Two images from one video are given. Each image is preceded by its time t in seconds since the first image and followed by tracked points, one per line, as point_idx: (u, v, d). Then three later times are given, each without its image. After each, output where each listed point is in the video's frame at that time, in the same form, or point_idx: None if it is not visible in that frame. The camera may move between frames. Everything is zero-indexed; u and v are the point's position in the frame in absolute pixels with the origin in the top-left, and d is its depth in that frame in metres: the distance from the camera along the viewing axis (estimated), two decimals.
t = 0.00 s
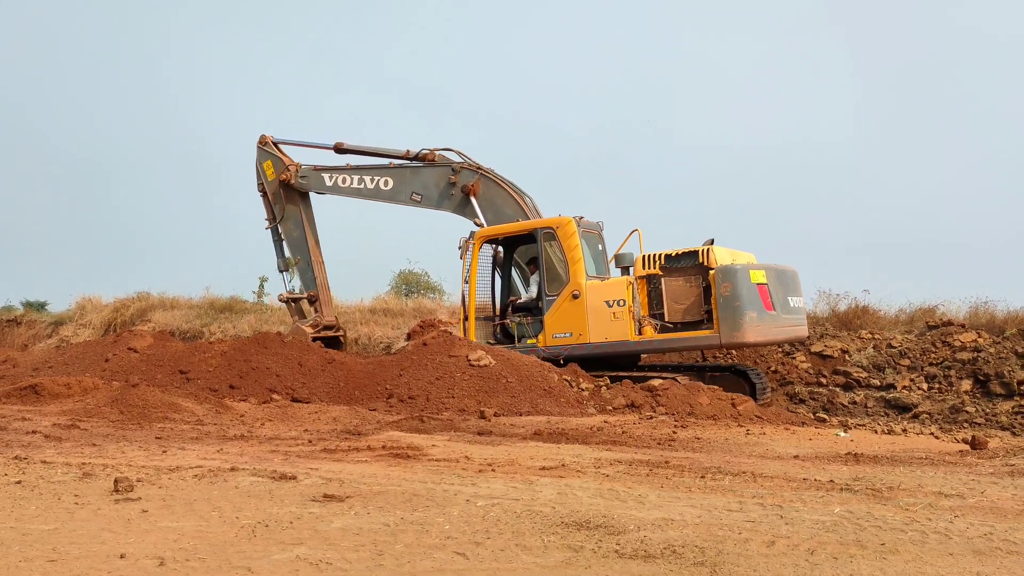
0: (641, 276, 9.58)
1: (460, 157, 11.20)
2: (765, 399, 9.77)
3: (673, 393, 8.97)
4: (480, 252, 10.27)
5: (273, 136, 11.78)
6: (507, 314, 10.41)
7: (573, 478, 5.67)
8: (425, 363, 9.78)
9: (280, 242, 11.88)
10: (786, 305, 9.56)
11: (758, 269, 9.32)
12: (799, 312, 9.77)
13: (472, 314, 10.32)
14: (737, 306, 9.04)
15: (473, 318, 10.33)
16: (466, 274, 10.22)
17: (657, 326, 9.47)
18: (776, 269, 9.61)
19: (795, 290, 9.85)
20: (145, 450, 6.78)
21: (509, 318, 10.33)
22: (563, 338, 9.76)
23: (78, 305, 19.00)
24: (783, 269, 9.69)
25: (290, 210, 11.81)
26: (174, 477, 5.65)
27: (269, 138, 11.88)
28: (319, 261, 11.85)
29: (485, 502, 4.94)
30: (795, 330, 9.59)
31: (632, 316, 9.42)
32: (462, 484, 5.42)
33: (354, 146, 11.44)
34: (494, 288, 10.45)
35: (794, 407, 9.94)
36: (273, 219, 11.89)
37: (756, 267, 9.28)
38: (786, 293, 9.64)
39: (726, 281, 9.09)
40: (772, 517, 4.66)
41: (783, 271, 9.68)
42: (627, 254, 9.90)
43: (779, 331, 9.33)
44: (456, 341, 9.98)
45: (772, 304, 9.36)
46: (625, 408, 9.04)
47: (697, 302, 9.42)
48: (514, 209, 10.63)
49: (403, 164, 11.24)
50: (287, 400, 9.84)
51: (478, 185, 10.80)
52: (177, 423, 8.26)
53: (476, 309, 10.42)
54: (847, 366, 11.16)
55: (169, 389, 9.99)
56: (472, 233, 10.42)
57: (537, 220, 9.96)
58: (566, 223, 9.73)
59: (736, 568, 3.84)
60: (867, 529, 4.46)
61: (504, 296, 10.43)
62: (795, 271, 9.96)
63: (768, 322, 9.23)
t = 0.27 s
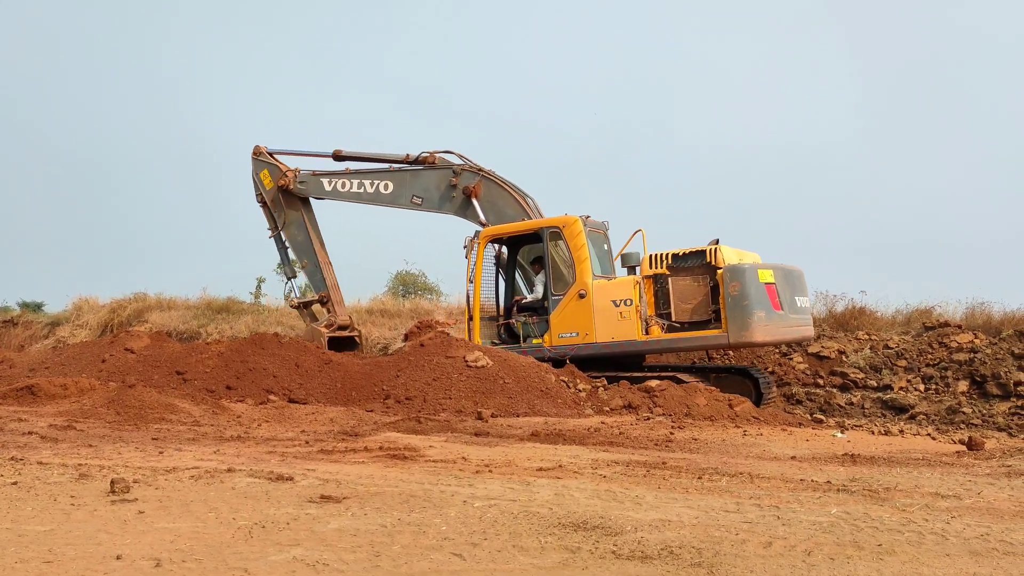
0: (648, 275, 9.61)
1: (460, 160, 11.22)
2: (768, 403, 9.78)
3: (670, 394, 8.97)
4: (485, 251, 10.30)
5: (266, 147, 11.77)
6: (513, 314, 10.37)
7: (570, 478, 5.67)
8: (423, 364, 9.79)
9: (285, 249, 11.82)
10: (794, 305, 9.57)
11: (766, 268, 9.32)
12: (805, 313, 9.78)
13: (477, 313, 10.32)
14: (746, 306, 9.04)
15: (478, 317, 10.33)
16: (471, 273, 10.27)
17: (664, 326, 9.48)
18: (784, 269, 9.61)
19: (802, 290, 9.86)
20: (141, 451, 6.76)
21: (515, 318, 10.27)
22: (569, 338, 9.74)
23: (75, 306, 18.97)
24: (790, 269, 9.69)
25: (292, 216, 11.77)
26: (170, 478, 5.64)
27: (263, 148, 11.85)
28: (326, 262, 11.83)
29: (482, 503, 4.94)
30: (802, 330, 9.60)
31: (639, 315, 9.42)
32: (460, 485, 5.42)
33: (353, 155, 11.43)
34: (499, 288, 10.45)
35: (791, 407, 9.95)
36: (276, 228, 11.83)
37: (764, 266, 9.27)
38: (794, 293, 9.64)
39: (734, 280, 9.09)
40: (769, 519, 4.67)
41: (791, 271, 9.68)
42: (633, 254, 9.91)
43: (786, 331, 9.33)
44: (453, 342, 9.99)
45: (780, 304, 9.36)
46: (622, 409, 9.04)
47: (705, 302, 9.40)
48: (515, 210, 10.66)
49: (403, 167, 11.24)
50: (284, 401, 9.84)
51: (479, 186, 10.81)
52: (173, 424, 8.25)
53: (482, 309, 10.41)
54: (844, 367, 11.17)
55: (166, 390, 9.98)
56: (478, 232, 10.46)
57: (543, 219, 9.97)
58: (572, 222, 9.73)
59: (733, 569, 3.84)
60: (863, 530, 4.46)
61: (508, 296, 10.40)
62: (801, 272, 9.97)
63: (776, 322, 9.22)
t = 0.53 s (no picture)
0: (655, 276, 9.63)
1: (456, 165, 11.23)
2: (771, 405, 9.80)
3: (667, 396, 8.97)
4: (490, 251, 10.30)
5: (256, 167, 11.74)
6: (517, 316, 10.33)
7: (567, 480, 5.67)
8: (419, 365, 9.79)
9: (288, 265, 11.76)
10: (800, 306, 9.59)
11: (773, 269, 9.35)
12: (811, 314, 9.80)
13: (481, 314, 10.28)
14: (754, 307, 9.05)
15: (482, 317, 10.28)
16: (476, 273, 10.26)
17: (671, 327, 9.49)
18: (790, 270, 9.64)
19: (807, 291, 9.89)
20: (137, 452, 6.75)
21: (519, 319, 10.22)
22: (575, 339, 9.71)
23: (71, 306, 18.92)
24: (796, 270, 9.71)
25: (292, 231, 11.71)
26: (167, 479, 5.63)
27: (253, 169, 11.81)
28: (329, 270, 11.83)
29: (479, 505, 4.94)
30: (809, 331, 9.62)
31: (646, 316, 9.43)
32: (456, 486, 5.41)
33: (346, 169, 11.43)
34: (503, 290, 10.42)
35: (788, 408, 9.95)
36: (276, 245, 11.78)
37: (772, 267, 9.29)
38: (800, 295, 9.67)
39: (742, 281, 9.09)
40: (765, 520, 4.67)
41: (797, 272, 9.71)
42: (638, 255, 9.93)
43: (794, 332, 9.34)
44: (450, 343, 10.00)
45: (787, 305, 9.39)
46: (619, 410, 9.04)
47: (712, 302, 9.44)
48: (513, 214, 10.67)
49: (398, 177, 11.25)
50: (280, 402, 9.83)
51: (476, 192, 10.81)
52: (170, 425, 8.24)
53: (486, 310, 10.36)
54: (840, 369, 11.19)
55: (163, 392, 9.96)
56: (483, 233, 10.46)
57: (548, 220, 9.97)
58: (578, 222, 9.73)
59: (730, 571, 3.84)
60: (860, 532, 4.46)
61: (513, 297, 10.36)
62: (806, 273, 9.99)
63: (783, 323, 9.24)
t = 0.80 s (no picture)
0: (661, 276, 9.57)
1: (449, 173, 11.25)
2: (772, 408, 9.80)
3: (664, 398, 8.96)
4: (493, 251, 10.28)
5: (243, 189, 11.71)
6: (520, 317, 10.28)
7: (563, 482, 5.67)
8: (416, 367, 9.79)
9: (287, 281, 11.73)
10: (807, 306, 9.63)
11: (782, 270, 9.34)
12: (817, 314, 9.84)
13: (484, 314, 10.24)
14: (762, 307, 9.07)
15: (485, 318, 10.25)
16: (480, 273, 10.22)
17: (677, 328, 9.46)
18: (797, 271, 9.66)
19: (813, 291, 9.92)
20: (133, 454, 6.74)
21: (523, 320, 10.15)
22: (581, 340, 9.69)
23: (67, 308, 18.88)
24: (803, 271, 9.73)
25: (287, 247, 11.70)
26: (162, 481, 5.62)
27: (240, 192, 11.78)
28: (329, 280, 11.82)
29: (475, 507, 4.93)
30: (815, 332, 9.66)
31: (652, 317, 9.41)
32: (453, 488, 5.41)
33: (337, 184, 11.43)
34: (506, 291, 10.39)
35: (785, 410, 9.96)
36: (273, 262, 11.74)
37: (779, 268, 9.31)
38: (807, 295, 9.70)
39: (750, 281, 9.10)
40: (761, 523, 4.67)
41: (804, 272, 9.72)
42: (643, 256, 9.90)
43: (801, 332, 9.38)
44: (446, 345, 10.00)
45: (794, 305, 9.41)
46: (616, 412, 9.03)
47: (719, 303, 9.39)
48: (510, 218, 10.67)
49: (392, 188, 11.23)
50: (277, 403, 9.82)
51: (472, 199, 10.85)
52: (166, 427, 8.22)
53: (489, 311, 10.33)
54: (837, 371, 11.21)
55: (159, 393, 9.94)
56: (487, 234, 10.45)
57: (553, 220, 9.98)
58: (583, 223, 9.75)
59: (726, 573, 3.84)
60: (856, 534, 4.46)
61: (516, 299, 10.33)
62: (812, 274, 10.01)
63: (790, 323, 9.27)
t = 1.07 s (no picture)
0: (669, 277, 9.58)
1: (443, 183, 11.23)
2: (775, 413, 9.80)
3: (661, 400, 8.96)
4: (500, 251, 10.27)
5: (231, 218, 11.69)
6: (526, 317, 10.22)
7: (560, 484, 5.67)
8: (413, 368, 9.79)
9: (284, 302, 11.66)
10: (814, 308, 9.67)
11: (789, 270, 9.40)
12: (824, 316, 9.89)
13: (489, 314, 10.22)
14: (772, 308, 9.09)
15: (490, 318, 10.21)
16: (485, 273, 10.28)
17: (685, 329, 9.46)
18: (806, 272, 9.70)
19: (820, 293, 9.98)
20: (129, 455, 6.72)
21: (529, 320, 10.09)
22: (588, 340, 9.64)
23: (63, 309, 18.84)
24: (812, 273, 9.78)
25: (281, 268, 11.65)
26: (159, 482, 5.61)
27: (228, 221, 11.75)
28: (327, 298, 11.73)
29: (472, 508, 4.93)
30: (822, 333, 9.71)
31: (661, 318, 9.39)
32: (449, 490, 5.40)
33: (328, 203, 11.41)
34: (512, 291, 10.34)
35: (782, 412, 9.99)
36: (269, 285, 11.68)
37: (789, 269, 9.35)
38: (814, 297, 9.75)
39: (760, 282, 9.13)
40: (758, 524, 4.67)
41: (811, 274, 9.77)
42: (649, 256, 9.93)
43: (809, 334, 9.42)
44: (444, 346, 10.01)
45: (803, 307, 9.45)
46: (613, 414, 9.03)
47: (727, 303, 9.42)
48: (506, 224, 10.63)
49: (385, 203, 11.22)
50: (274, 405, 9.81)
51: (467, 209, 10.85)
52: (162, 428, 8.21)
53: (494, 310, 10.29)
54: (834, 373, 11.24)
55: (155, 394, 9.92)
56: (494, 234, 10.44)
57: (560, 220, 9.96)
58: (591, 222, 9.73)
59: (722, 575, 3.84)
60: (852, 536, 4.47)
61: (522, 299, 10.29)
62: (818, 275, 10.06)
63: (800, 324, 9.31)
